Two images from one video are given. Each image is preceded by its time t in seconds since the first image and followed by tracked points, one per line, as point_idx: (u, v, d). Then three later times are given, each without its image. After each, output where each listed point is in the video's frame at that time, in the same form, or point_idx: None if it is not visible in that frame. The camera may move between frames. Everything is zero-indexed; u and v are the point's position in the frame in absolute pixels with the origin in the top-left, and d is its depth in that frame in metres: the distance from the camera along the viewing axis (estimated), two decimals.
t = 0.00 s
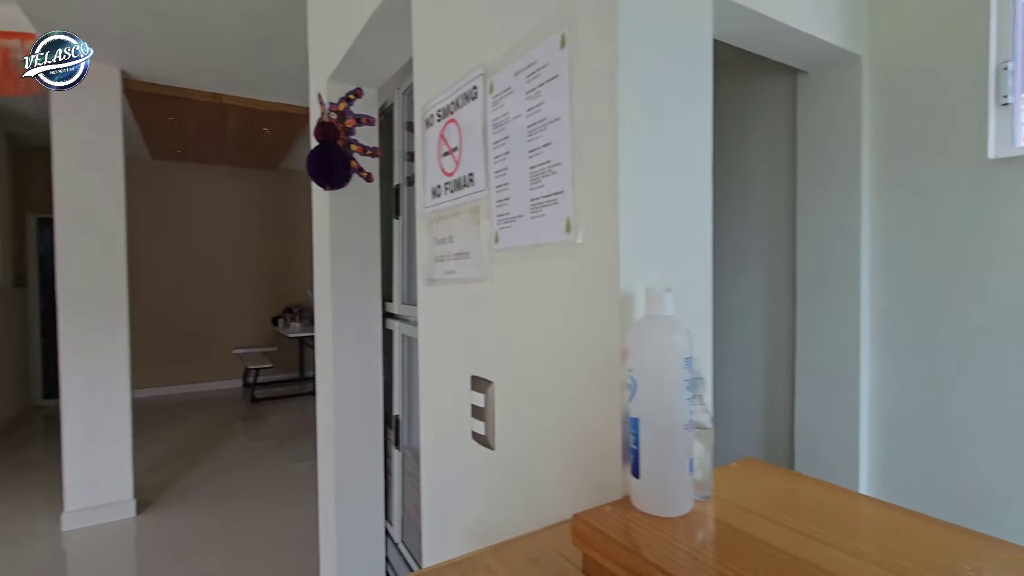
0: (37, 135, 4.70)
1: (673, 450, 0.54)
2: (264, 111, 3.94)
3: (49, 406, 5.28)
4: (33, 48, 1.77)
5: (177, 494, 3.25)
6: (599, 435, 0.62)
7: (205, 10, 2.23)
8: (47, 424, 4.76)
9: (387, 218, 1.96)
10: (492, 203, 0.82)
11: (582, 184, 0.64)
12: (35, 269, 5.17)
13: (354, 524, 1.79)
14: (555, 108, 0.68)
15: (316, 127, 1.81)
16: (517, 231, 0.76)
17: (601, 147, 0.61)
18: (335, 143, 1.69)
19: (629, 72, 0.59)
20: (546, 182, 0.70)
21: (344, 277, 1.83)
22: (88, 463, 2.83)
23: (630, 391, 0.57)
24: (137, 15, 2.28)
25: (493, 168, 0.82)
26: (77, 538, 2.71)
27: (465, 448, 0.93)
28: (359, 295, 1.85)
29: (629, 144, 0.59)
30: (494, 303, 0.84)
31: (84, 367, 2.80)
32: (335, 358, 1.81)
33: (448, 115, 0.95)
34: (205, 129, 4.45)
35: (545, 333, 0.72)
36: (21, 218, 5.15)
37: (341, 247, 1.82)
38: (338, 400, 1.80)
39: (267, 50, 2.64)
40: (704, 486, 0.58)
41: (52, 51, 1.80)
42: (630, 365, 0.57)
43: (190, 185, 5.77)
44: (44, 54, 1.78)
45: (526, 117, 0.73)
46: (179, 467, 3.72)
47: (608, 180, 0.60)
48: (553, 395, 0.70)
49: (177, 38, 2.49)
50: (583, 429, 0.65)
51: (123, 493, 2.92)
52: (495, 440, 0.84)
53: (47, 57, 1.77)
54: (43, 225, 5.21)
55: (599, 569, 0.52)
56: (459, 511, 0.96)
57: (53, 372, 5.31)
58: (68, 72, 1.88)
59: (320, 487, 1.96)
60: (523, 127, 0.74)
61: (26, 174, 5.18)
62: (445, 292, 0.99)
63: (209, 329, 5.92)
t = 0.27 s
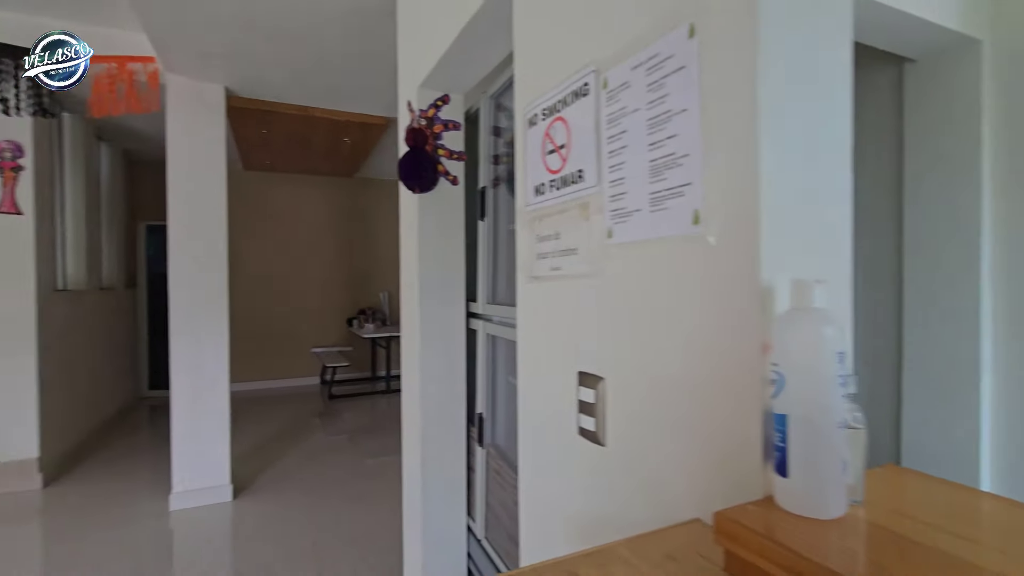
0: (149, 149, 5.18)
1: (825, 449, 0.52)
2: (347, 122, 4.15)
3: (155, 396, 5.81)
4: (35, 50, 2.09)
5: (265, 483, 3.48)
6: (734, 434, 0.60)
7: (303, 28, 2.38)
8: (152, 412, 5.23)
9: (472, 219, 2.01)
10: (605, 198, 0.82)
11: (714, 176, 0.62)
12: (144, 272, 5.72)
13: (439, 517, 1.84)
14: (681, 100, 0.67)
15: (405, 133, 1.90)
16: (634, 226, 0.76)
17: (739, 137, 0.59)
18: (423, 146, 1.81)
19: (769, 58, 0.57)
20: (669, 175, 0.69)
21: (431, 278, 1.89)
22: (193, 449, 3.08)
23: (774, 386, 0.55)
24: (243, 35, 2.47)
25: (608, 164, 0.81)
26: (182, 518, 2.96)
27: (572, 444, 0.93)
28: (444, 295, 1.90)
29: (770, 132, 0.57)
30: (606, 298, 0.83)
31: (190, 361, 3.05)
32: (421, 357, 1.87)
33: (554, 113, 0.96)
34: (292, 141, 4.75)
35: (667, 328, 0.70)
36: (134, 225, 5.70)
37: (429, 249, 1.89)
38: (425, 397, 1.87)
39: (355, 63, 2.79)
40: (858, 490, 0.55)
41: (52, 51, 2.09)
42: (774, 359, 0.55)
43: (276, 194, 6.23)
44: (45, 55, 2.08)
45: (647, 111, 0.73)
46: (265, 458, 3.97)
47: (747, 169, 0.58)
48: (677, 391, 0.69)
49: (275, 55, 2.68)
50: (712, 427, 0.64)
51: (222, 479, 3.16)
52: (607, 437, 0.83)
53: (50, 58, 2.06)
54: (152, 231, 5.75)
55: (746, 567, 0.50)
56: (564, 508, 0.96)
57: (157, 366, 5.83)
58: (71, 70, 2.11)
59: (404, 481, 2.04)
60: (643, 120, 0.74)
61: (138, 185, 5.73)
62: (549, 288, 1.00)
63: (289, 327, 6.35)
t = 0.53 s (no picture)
0: (250, 164, 5.60)
1: None
2: (432, 132, 4.28)
3: (252, 392, 6.26)
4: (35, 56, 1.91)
5: (355, 479, 3.65)
6: (944, 445, 0.57)
7: (404, 44, 2.50)
8: (249, 408, 5.62)
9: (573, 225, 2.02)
10: (765, 200, 0.81)
11: (914, 173, 0.60)
12: (243, 277, 6.19)
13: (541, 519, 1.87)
14: (867, 97, 0.65)
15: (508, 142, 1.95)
16: (803, 227, 0.74)
17: (950, 131, 0.56)
18: (527, 154, 1.87)
19: (1003, 47, 0.52)
20: (851, 174, 0.67)
21: (533, 283, 1.91)
22: (295, 445, 3.29)
23: (1004, 397, 0.52)
24: (349, 55, 2.62)
25: (769, 166, 0.80)
26: (286, 509, 3.17)
27: (720, 450, 0.92)
28: (545, 298, 1.92)
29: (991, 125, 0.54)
30: (763, 301, 0.81)
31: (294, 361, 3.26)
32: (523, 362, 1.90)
33: (697, 114, 0.95)
34: (379, 152, 4.98)
35: (849, 333, 0.68)
36: (235, 234, 6.18)
37: (532, 253, 1.91)
38: (528, 400, 1.89)
39: (447, 76, 2.89)
40: None
41: (52, 51, 2.17)
42: (1001, 365, 0.52)
43: (358, 203, 6.55)
44: (45, 55, 2.16)
45: (821, 109, 0.71)
46: (353, 455, 4.17)
47: (961, 165, 0.55)
48: (862, 397, 0.66)
49: (375, 72, 2.82)
50: (912, 438, 0.60)
51: (320, 473, 3.36)
52: (766, 444, 0.81)
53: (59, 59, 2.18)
54: (250, 240, 6.21)
55: None
56: (710, 515, 0.95)
57: (253, 364, 6.27)
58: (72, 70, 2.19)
59: (503, 483, 2.10)
60: (816, 118, 0.71)
61: (238, 197, 6.20)
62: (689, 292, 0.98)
63: (371, 330, 6.64)
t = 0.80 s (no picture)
0: (338, 174, 5.91)
1: None
2: (512, 139, 4.34)
3: (336, 390, 6.59)
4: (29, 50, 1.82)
5: (439, 479, 3.75)
6: None
7: (499, 53, 2.56)
8: (334, 406, 5.91)
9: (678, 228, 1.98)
10: (947, 199, 0.75)
11: None
12: (329, 280, 6.53)
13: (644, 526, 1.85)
14: None
15: (609, 146, 1.95)
16: (1001, 227, 0.68)
17: None
18: (629, 157, 1.81)
19: None
20: None
21: (635, 286, 1.88)
22: (386, 441, 3.46)
23: None
24: (445, 66, 2.72)
25: (952, 161, 0.74)
26: (378, 502, 3.32)
27: (881, 466, 0.86)
28: (647, 301, 1.89)
29: None
30: (942, 308, 0.75)
31: (385, 362, 3.41)
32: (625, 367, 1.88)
33: (855, 110, 0.90)
34: (458, 160, 5.11)
35: None
36: (322, 240, 6.54)
37: (634, 258, 1.88)
38: (631, 406, 1.87)
39: (536, 82, 2.93)
40: None
41: (52, 52, 2.32)
42: None
43: (435, 209, 6.75)
44: (44, 55, 2.31)
45: None
46: (433, 455, 4.29)
47: None
48: None
49: (467, 81, 2.91)
50: None
51: (408, 470, 3.49)
52: (945, 461, 0.75)
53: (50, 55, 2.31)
54: (335, 245, 6.56)
55: None
56: (865, 536, 0.88)
57: (337, 364, 6.60)
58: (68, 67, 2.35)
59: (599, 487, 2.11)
60: (1020, 108, 0.65)
61: (325, 206, 6.56)
62: (841, 297, 0.93)
63: (446, 333, 6.81)
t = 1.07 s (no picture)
0: (408, 181, 6.12)
1: None
2: (581, 143, 4.32)
3: (404, 390, 6.80)
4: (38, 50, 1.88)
5: (508, 481, 3.78)
6: None
7: (574, 59, 2.57)
8: (403, 405, 6.11)
9: (766, 231, 1.91)
10: None
11: None
12: (399, 284, 6.76)
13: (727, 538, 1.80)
14: None
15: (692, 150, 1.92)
16: None
17: None
18: (715, 159, 1.77)
19: None
20: None
21: (720, 292, 1.83)
22: (458, 441, 3.54)
23: None
24: (518, 74, 2.76)
25: None
26: (449, 501, 3.41)
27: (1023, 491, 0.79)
28: (733, 307, 1.84)
29: None
30: None
31: (457, 364, 3.50)
32: (709, 375, 1.83)
33: (993, 105, 0.83)
34: (524, 165, 5.16)
35: None
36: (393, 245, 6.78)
37: (719, 262, 1.83)
38: (713, 414, 1.82)
39: (609, 86, 2.91)
40: None
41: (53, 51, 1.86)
42: None
43: (500, 214, 6.85)
44: (44, 55, 1.85)
45: None
46: (500, 458, 4.33)
47: None
48: None
49: (539, 88, 2.94)
50: None
51: (478, 471, 3.56)
52: None
53: (49, 55, 1.85)
54: (404, 250, 6.78)
55: None
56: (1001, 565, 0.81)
57: (405, 365, 6.81)
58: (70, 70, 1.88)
59: (679, 497, 2.06)
60: None
61: (396, 212, 6.81)
62: (974, 306, 0.86)
63: (509, 337, 6.87)
